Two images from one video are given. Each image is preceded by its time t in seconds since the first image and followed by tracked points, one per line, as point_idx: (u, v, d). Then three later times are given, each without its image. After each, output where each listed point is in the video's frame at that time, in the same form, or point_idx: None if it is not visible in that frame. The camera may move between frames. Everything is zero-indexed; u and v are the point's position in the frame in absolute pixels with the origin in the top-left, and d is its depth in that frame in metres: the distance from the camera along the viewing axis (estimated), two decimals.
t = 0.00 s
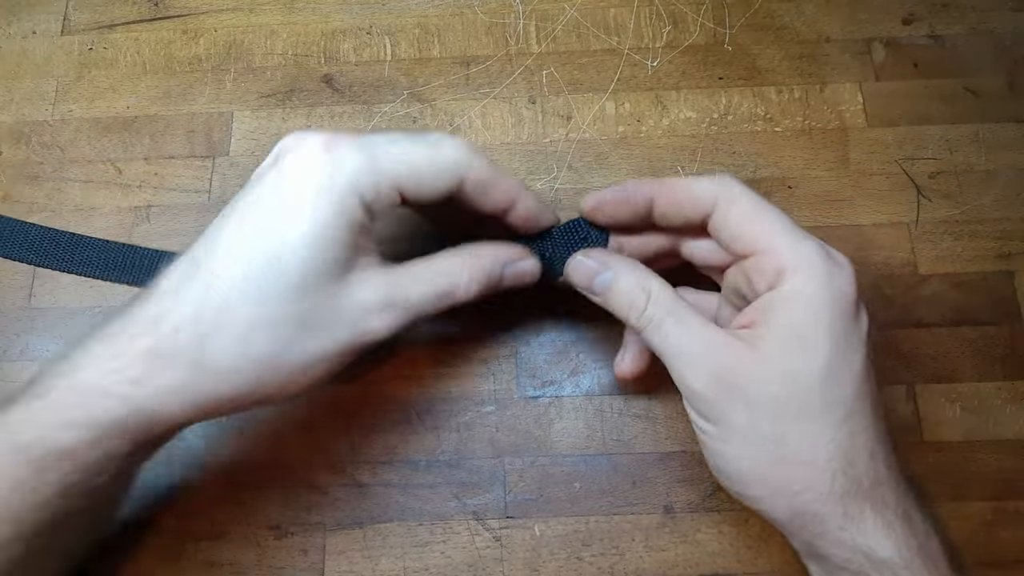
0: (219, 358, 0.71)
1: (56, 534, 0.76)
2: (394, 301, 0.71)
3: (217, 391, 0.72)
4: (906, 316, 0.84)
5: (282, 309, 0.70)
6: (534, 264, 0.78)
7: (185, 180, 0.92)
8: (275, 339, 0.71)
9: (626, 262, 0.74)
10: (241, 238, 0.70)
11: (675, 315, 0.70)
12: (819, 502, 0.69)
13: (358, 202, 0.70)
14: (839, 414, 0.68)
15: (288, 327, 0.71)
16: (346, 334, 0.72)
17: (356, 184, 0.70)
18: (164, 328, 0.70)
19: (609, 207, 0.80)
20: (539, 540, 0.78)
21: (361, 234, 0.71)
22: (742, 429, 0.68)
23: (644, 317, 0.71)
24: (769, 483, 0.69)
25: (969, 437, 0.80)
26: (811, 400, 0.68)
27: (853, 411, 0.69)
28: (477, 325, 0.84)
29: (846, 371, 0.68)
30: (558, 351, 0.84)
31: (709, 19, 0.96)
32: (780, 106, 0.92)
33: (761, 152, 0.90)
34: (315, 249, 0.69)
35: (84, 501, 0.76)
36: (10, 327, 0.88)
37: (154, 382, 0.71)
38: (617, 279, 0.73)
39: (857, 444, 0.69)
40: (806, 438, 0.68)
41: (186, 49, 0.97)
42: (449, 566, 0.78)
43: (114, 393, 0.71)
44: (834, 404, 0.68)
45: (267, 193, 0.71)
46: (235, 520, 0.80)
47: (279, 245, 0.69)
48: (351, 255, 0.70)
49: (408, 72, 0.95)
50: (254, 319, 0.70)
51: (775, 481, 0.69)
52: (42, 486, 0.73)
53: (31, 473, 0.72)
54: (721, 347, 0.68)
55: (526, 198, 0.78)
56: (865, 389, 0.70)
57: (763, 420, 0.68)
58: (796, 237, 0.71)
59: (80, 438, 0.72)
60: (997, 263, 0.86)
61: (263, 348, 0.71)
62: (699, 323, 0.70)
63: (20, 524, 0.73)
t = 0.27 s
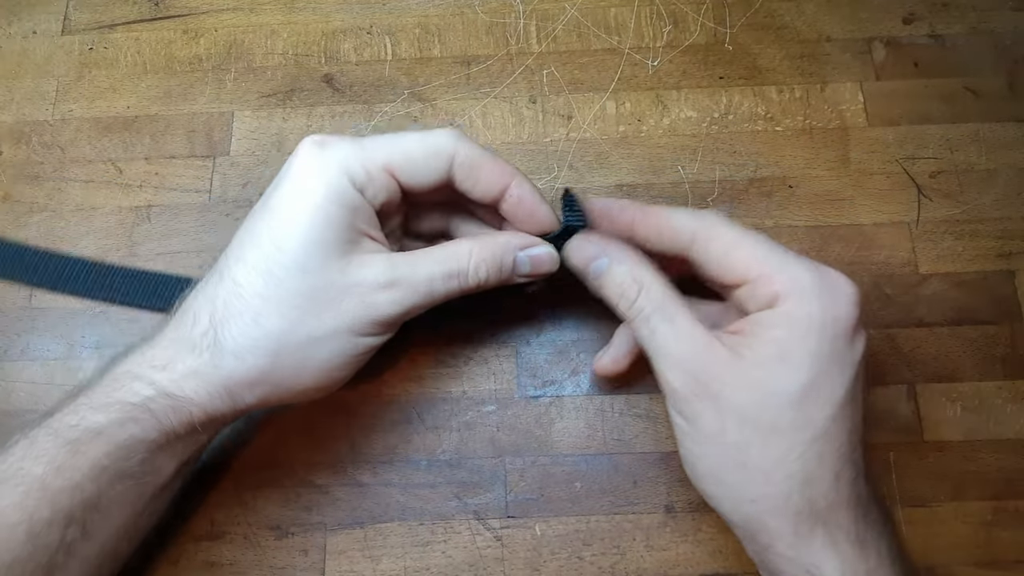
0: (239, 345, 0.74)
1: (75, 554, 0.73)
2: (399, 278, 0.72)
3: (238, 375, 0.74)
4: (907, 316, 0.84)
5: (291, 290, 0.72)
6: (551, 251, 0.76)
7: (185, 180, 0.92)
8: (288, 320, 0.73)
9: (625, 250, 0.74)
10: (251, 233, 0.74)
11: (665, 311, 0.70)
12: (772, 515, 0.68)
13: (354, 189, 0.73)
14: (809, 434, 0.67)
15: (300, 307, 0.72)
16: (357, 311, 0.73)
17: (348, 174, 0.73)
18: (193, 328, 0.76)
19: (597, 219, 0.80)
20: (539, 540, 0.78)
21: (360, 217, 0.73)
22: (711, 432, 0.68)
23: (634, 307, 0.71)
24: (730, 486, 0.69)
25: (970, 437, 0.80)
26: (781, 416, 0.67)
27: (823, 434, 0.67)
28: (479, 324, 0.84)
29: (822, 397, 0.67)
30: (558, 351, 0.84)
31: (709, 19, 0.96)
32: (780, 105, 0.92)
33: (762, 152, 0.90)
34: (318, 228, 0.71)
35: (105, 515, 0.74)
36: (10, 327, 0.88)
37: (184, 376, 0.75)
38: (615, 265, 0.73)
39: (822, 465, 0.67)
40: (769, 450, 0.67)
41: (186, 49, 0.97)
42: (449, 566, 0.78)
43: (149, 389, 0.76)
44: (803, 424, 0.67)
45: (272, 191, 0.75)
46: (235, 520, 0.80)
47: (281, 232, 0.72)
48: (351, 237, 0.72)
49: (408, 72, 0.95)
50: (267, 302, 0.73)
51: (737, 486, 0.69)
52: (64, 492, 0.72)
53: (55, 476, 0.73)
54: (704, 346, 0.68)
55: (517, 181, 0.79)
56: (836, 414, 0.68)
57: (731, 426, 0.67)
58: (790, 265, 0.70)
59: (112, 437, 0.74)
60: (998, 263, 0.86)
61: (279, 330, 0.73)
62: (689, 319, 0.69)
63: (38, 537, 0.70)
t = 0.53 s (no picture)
0: (225, 343, 0.74)
1: (69, 552, 0.72)
2: (381, 276, 0.71)
3: (226, 372, 0.75)
4: (907, 316, 0.84)
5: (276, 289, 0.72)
6: (533, 251, 0.75)
7: (185, 180, 0.92)
8: (273, 318, 0.73)
9: (610, 261, 0.75)
10: (237, 235, 0.75)
11: (645, 322, 0.71)
12: (747, 526, 0.70)
13: (337, 189, 0.73)
14: (781, 447, 0.68)
15: (286, 305, 0.72)
16: (340, 308, 0.72)
17: (330, 174, 0.73)
18: (181, 327, 0.76)
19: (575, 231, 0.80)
20: (539, 540, 0.78)
21: (344, 216, 0.73)
22: (686, 444, 0.70)
23: (617, 320, 0.73)
24: (705, 496, 0.71)
25: (969, 436, 0.80)
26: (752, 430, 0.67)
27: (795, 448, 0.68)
28: (479, 324, 0.84)
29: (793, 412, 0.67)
30: (558, 351, 0.84)
31: (709, 19, 0.96)
32: (780, 105, 0.92)
33: (761, 152, 0.90)
34: (303, 227, 0.72)
35: (99, 513, 0.74)
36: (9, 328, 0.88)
37: (172, 374, 0.76)
38: (599, 277, 0.73)
39: (792, 477, 0.68)
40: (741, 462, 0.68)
41: (186, 49, 0.98)
42: (449, 565, 0.78)
43: (137, 385, 0.76)
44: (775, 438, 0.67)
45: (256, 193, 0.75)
46: (235, 520, 0.80)
47: (265, 233, 0.73)
48: (335, 236, 0.73)
49: (408, 72, 0.95)
50: (253, 301, 0.73)
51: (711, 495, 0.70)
52: (57, 489, 0.72)
53: (49, 473, 0.72)
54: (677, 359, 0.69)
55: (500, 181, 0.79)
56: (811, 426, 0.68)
57: (704, 440, 0.68)
58: (756, 279, 0.69)
59: (106, 435, 0.75)
60: (997, 263, 0.86)
61: (265, 328, 0.73)
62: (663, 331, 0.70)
63: (32, 535, 0.70)
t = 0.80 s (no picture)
0: (242, 352, 0.74)
1: (87, 559, 0.73)
2: (392, 277, 0.72)
3: (244, 380, 0.74)
4: (907, 316, 0.84)
5: (289, 296, 0.72)
6: (543, 242, 0.76)
7: (185, 180, 0.92)
8: (289, 325, 0.73)
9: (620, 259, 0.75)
10: (248, 242, 0.75)
11: (647, 320, 0.71)
12: (739, 529, 0.70)
13: (348, 198, 0.74)
14: (773, 449, 0.67)
15: (300, 313, 0.73)
16: (355, 313, 0.73)
17: (342, 184, 0.74)
18: (198, 336, 0.76)
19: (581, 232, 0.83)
20: (539, 540, 0.78)
21: (356, 224, 0.74)
22: (680, 445, 0.70)
23: (620, 316, 0.73)
24: (698, 498, 0.71)
25: (969, 437, 0.80)
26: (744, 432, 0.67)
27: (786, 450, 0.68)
28: (479, 324, 0.85)
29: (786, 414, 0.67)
30: (558, 351, 0.84)
31: (709, 19, 0.96)
32: (780, 106, 0.92)
33: (761, 152, 0.90)
34: (316, 236, 0.72)
35: (116, 519, 0.74)
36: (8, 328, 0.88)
37: (190, 383, 0.75)
38: (605, 272, 0.74)
39: (783, 480, 0.68)
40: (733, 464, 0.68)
41: (186, 49, 0.98)
42: (449, 566, 0.78)
43: (158, 395, 0.75)
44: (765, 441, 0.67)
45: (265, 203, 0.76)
46: (235, 520, 0.80)
47: (276, 241, 0.73)
48: (347, 242, 0.73)
49: (408, 72, 0.95)
50: (268, 308, 0.73)
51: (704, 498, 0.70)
52: (77, 498, 0.73)
53: (69, 482, 0.73)
54: (671, 360, 0.69)
55: (512, 182, 0.79)
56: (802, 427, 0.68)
57: (697, 441, 0.69)
58: (750, 279, 0.69)
59: (125, 444, 0.74)
60: (997, 263, 0.86)
61: (281, 335, 0.73)
62: (659, 331, 0.70)
63: (51, 542, 0.71)
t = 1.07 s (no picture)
0: (241, 352, 0.74)
1: (87, 565, 0.71)
2: (391, 273, 0.72)
3: (243, 381, 0.75)
4: (907, 316, 0.84)
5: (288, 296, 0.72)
6: (536, 225, 0.76)
7: (185, 180, 0.92)
8: (287, 324, 0.73)
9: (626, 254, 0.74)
10: (249, 245, 0.75)
11: (653, 316, 0.71)
12: (742, 528, 0.69)
13: (348, 199, 0.74)
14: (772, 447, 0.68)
15: (299, 312, 0.73)
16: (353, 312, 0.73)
17: (342, 186, 0.74)
18: (198, 338, 0.76)
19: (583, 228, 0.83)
20: (539, 540, 0.78)
21: (355, 226, 0.74)
22: (681, 444, 0.70)
23: (625, 310, 0.72)
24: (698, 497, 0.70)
25: (969, 437, 0.80)
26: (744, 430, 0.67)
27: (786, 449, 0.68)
28: (479, 325, 0.85)
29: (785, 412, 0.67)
30: (558, 351, 0.84)
31: (709, 19, 0.96)
32: (780, 106, 0.92)
33: (761, 152, 0.90)
34: (315, 235, 0.72)
35: (117, 525, 0.72)
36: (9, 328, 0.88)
37: (189, 386, 0.75)
38: (616, 267, 0.73)
39: (782, 476, 0.68)
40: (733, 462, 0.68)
41: (186, 49, 0.98)
42: (449, 566, 0.78)
43: (158, 398, 0.76)
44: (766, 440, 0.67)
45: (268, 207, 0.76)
46: (235, 520, 0.80)
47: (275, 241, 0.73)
48: (346, 243, 0.73)
49: (408, 72, 0.95)
50: (267, 309, 0.73)
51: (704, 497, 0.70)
52: (77, 502, 0.71)
53: (70, 485, 0.71)
54: (673, 358, 0.69)
55: (515, 186, 0.80)
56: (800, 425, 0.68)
57: (699, 440, 0.69)
58: (746, 276, 0.69)
59: (126, 447, 0.73)
60: (997, 263, 0.86)
61: (280, 335, 0.73)
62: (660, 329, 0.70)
63: (51, 546, 0.69)
